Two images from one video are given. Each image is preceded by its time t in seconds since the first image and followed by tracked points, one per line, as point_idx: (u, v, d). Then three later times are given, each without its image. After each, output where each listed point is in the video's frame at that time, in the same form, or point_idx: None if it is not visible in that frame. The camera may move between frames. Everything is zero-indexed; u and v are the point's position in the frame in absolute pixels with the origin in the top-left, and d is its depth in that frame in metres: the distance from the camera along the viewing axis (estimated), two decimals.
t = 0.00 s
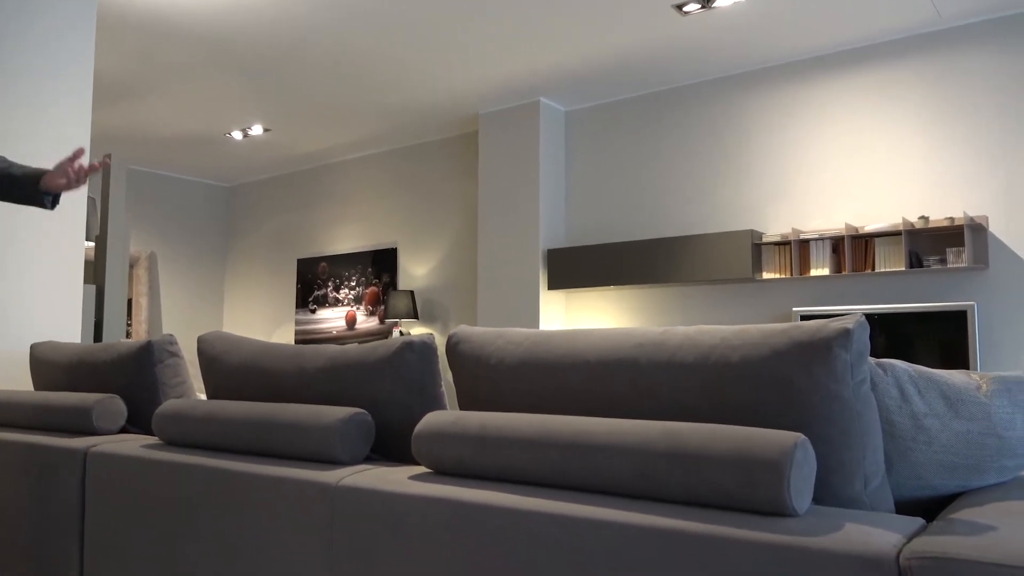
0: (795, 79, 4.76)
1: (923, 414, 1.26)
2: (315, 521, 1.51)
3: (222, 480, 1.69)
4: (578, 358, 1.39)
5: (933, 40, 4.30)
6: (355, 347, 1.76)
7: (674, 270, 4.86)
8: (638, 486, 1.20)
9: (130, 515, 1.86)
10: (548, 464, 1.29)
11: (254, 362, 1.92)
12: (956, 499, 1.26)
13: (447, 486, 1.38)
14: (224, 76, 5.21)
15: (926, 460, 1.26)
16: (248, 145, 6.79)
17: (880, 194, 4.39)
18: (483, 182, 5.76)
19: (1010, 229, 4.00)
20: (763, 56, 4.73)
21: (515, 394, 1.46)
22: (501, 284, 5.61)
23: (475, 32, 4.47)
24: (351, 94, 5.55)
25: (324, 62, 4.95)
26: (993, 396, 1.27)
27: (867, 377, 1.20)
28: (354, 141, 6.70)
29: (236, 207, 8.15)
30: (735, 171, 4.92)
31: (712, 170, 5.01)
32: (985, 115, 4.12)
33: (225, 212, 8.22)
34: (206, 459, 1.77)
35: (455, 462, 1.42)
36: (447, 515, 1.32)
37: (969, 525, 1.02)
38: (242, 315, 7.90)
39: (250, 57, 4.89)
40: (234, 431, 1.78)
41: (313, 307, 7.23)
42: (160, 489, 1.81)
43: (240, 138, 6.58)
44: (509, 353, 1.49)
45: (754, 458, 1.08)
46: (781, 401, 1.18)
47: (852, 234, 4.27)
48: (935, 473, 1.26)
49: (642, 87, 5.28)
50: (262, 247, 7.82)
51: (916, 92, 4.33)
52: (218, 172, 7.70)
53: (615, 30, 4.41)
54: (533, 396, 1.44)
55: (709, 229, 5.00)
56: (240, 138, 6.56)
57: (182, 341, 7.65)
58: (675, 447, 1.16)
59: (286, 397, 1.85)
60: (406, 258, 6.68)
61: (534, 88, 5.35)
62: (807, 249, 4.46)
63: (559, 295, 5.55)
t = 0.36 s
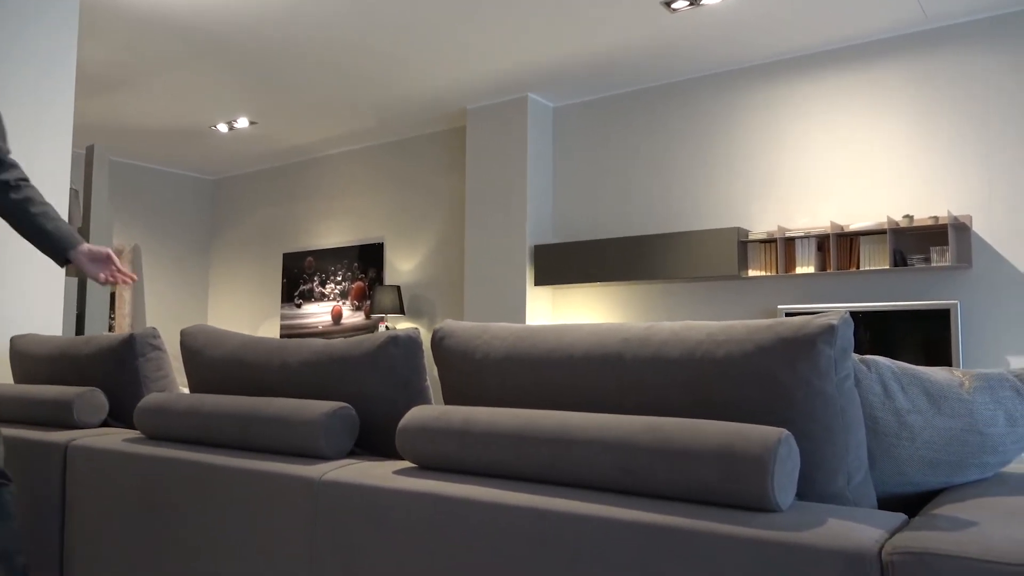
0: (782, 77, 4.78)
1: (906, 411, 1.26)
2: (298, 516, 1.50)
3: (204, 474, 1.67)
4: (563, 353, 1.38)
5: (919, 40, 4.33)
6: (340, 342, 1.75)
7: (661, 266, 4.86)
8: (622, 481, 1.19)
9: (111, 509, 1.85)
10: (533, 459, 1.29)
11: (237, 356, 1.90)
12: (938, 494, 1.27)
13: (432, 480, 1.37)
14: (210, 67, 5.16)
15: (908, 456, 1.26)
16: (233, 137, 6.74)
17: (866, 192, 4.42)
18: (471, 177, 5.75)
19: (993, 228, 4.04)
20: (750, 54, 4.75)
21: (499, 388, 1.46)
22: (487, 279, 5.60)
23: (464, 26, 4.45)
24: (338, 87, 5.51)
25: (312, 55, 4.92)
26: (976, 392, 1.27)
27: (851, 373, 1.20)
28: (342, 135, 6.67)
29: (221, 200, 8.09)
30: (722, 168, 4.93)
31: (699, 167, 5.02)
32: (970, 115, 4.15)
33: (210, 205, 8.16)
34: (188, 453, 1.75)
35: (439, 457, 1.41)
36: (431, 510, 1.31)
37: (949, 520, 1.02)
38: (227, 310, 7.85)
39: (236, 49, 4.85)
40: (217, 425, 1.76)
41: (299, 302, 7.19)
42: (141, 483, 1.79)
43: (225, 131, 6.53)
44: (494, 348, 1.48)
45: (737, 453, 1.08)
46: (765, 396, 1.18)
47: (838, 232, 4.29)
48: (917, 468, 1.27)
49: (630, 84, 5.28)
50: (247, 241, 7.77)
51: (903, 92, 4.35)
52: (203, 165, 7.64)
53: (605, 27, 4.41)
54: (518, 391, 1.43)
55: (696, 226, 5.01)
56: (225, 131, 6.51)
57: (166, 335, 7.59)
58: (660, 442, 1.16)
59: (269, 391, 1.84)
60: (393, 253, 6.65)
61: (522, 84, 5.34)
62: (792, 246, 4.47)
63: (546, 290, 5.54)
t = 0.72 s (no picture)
0: (774, 73, 4.78)
1: (896, 404, 1.26)
2: (286, 511, 1.48)
3: (191, 469, 1.66)
4: (553, 346, 1.38)
5: (910, 36, 4.34)
6: (329, 336, 1.74)
7: (652, 262, 4.86)
8: (612, 475, 1.19)
9: (97, 504, 1.83)
10: (522, 453, 1.28)
11: (225, 350, 1.89)
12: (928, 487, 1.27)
13: (421, 475, 1.37)
14: (199, 62, 5.12)
15: (898, 449, 1.26)
16: (223, 132, 6.69)
17: (856, 188, 4.42)
18: (462, 173, 5.73)
19: (982, 225, 4.05)
20: (742, 49, 4.74)
21: (489, 382, 1.45)
22: (478, 275, 5.59)
23: (456, 21, 4.43)
24: (329, 82, 5.48)
25: (302, 50, 4.88)
26: (966, 385, 1.27)
27: (841, 367, 1.20)
28: (332, 130, 6.64)
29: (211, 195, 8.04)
30: (712, 164, 4.93)
31: (690, 163, 5.02)
32: (961, 112, 4.16)
33: (199, 200, 8.11)
34: (175, 448, 1.74)
35: (429, 451, 1.40)
36: (419, 504, 1.30)
37: (940, 513, 1.02)
38: (216, 305, 7.81)
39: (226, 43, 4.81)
40: (204, 420, 1.75)
41: (289, 297, 7.16)
42: (127, 478, 1.77)
43: (215, 126, 6.48)
44: (484, 342, 1.47)
45: (728, 446, 1.08)
46: (756, 390, 1.18)
47: (828, 228, 4.29)
48: (907, 461, 1.27)
49: (622, 79, 5.27)
50: (237, 236, 7.73)
51: (893, 87, 4.36)
52: (192, 160, 7.59)
53: (597, 22, 4.39)
54: (508, 384, 1.43)
55: (687, 221, 5.01)
56: (215, 126, 6.46)
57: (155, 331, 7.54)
58: (650, 435, 1.15)
59: (258, 386, 1.82)
60: (384, 248, 6.63)
61: (513, 79, 5.32)
62: (783, 242, 4.48)
63: (537, 285, 5.54)
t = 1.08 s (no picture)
0: (767, 68, 4.77)
1: (893, 399, 1.25)
2: (275, 510, 1.46)
3: (178, 468, 1.63)
4: (546, 342, 1.36)
5: (903, 32, 4.33)
6: (319, 333, 1.72)
7: (645, 259, 4.84)
8: (606, 472, 1.17)
9: (80, 504, 1.80)
10: (515, 450, 1.26)
11: (213, 347, 1.86)
12: (924, 482, 1.26)
13: (412, 473, 1.34)
14: (188, 58, 5.08)
15: (895, 445, 1.25)
16: (212, 129, 6.64)
17: (848, 184, 4.42)
18: (454, 169, 5.71)
19: (974, 221, 4.06)
20: (734, 45, 4.73)
21: (481, 379, 1.43)
22: (469, 272, 5.57)
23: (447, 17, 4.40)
24: (319, 79, 5.44)
25: (291, 46, 4.85)
26: (962, 379, 1.26)
27: (837, 361, 1.19)
28: (323, 127, 6.60)
29: (201, 193, 7.99)
30: (705, 160, 4.92)
31: (683, 159, 5.01)
32: (953, 108, 4.16)
33: (189, 197, 8.06)
34: (161, 447, 1.71)
35: (420, 449, 1.38)
36: (410, 503, 1.28)
37: (939, 509, 1.01)
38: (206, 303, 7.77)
39: (215, 40, 4.78)
40: (191, 418, 1.72)
41: (280, 295, 7.12)
42: (111, 478, 1.74)
43: (204, 123, 6.43)
44: (476, 338, 1.45)
45: (724, 443, 1.06)
46: (751, 385, 1.16)
47: (820, 224, 4.28)
48: (903, 456, 1.26)
49: (614, 75, 5.26)
50: (227, 233, 7.69)
51: (885, 83, 4.36)
52: (182, 157, 7.53)
53: (589, 18, 4.38)
54: (500, 381, 1.41)
55: (679, 217, 5.00)
56: (204, 122, 6.42)
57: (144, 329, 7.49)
58: (644, 432, 1.14)
59: (246, 384, 1.80)
60: (375, 245, 6.60)
61: (505, 75, 5.30)
62: (775, 238, 4.47)
63: (529, 282, 5.52)
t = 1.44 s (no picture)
0: (759, 62, 4.75)
1: (890, 393, 1.23)
2: (263, 509, 1.43)
3: (163, 468, 1.60)
4: (537, 337, 1.34)
5: (895, 26, 4.33)
6: (308, 329, 1.69)
7: (638, 255, 4.82)
8: (599, 469, 1.15)
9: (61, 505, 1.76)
10: (507, 447, 1.24)
11: (198, 343, 1.83)
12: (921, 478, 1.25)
13: (402, 471, 1.32)
14: (176, 54, 5.03)
15: (891, 439, 1.24)
16: (201, 126, 6.59)
17: (840, 179, 4.42)
18: (445, 165, 5.68)
19: (965, 216, 4.06)
20: (726, 41, 4.72)
21: (473, 375, 1.41)
22: (461, 268, 5.55)
23: (437, 13, 4.37)
24: (309, 75, 5.40)
25: (281, 42, 4.82)
26: (959, 373, 1.24)
27: (833, 355, 1.17)
28: (313, 123, 6.56)
29: (190, 190, 7.94)
30: (697, 156, 4.91)
31: (676, 154, 4.99)
32: (945, 103, 4.16)
33: (178, 194, 8.00)
34: (146, 446, 1.68)
35: (411, 447, 1.36)
36: (400, 502, 1.26)
37: (937, 505, 0.99)
38: (196, 301, 7.72)
39: (204, 36, 4.73)
40: (177, 417, 1.69)
41: (270, 293, 7.08)
42: (93, 478, 1.71)
43: (193, 119, 6.38)
44: (467, 333, 1.43)
45: (720, 439, 1.05)
46: (746, 379, 1.15)
47: (812, 219, 4.27)
48: (900, 451, 1.25)
49: (605, 70, 5.23)
50: (217, 231, 7.64)
51: (877, 78, 4.36)
52: (170, 154, 7.48)
53: (580, 13, 4.35)
54: (492, 377, 1.39)
55: (672, 213, 4.99)
56: (193, 119, 6.36)
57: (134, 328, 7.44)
58: (639, 428, 1.12)
59: (234, 381, 1.77)
60: (366, 242, 6.56)
61: (495, 71, 5.27)
62: (767, 233, 4.46)
63: (521, 278, 5.50)
